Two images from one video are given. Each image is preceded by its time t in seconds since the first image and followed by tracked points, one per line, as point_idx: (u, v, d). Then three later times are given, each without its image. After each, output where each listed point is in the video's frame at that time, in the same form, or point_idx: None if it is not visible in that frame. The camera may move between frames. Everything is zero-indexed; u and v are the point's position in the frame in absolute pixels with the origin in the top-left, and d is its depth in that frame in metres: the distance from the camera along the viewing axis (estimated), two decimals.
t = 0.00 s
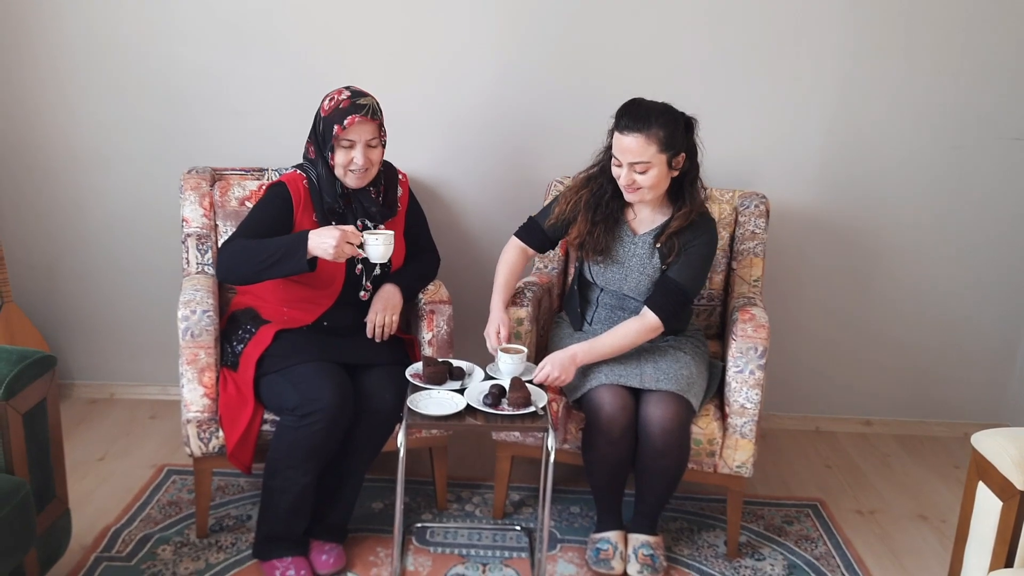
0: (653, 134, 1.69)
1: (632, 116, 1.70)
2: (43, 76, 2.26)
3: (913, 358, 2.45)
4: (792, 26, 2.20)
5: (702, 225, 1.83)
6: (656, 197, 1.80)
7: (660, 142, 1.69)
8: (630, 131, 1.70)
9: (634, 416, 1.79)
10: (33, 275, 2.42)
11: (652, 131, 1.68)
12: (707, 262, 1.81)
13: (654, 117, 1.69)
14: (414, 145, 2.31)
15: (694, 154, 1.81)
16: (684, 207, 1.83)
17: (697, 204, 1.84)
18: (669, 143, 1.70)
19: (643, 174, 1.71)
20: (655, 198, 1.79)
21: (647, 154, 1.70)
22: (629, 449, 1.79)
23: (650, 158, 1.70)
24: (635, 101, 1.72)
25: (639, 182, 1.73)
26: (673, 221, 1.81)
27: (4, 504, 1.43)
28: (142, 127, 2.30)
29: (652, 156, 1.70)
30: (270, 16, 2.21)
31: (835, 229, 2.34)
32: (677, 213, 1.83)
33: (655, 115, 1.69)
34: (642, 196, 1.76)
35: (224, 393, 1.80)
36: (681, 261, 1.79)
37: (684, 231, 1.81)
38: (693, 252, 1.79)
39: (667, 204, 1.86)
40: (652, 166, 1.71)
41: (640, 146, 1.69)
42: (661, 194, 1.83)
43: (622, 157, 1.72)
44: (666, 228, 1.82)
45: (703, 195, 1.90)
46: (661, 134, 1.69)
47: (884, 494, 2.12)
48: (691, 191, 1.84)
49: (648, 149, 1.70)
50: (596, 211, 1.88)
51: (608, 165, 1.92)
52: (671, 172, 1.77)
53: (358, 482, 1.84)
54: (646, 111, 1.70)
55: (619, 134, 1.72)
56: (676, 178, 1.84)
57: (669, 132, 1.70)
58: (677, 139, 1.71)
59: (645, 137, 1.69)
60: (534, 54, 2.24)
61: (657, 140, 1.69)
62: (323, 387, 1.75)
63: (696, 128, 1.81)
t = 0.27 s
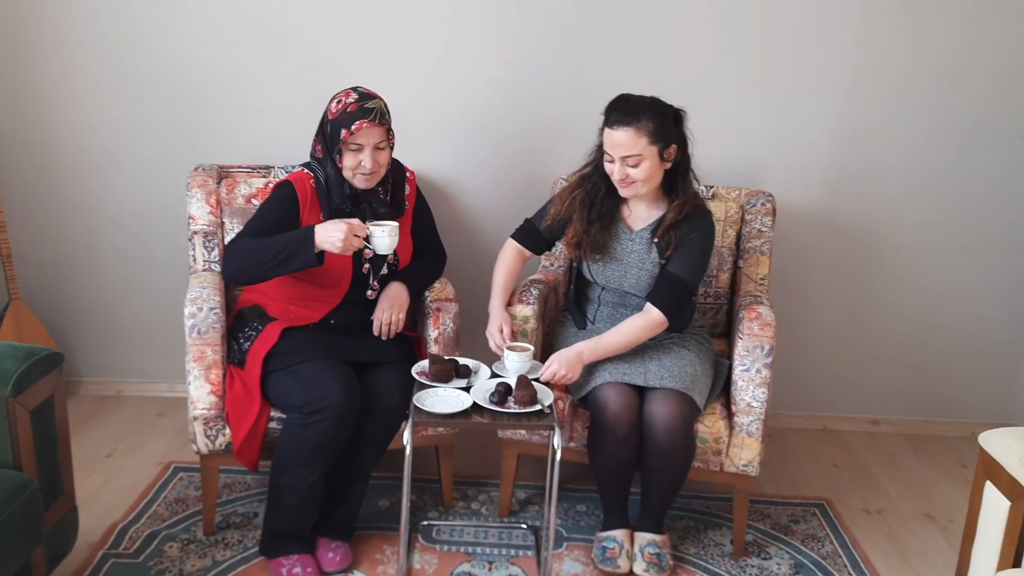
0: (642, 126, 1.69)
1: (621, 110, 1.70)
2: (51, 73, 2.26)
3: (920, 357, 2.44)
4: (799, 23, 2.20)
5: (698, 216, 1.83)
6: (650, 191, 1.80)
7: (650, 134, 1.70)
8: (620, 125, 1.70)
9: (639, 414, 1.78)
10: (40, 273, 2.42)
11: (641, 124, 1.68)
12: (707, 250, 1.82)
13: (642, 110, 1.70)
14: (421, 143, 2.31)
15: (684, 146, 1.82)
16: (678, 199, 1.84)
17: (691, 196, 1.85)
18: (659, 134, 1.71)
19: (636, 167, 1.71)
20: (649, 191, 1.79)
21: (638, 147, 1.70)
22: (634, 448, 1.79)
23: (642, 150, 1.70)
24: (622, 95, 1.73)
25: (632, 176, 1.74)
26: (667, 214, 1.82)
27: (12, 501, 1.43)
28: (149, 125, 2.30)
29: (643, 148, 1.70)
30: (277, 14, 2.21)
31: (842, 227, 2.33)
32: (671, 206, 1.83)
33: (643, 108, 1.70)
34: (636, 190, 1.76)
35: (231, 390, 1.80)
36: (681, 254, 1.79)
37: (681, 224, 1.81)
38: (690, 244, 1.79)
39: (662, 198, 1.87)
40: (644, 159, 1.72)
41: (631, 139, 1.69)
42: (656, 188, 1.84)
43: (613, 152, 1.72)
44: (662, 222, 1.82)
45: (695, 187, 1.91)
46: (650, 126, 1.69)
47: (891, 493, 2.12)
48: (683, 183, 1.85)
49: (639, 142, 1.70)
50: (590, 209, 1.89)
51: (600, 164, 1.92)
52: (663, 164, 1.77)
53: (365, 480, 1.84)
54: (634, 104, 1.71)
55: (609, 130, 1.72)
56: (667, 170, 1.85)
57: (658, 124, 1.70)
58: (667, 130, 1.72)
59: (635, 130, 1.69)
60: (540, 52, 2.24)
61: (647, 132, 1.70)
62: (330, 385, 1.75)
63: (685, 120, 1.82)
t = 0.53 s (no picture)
0: (639, 123, 1.69)
1: (616, 109, 1.70)
2: (58, 72, 2.26)
3: (928, 357, 2.43)
4: (807, 21, 2.19)
5: (698, 211, 1.82)
6: (650, 188, 1.79)
7: (647, 131, 1.69)
8: (617, 123, 1.70)
9: (646, 413, 1.78)
10: (47, 271, 2.42)
11: (637, 121, 1.68)
12: (710, 245, 1.80)
13: (637, 107, 1.69)
14: (428, 142, 2.30)
15: (682, 141, 1.81)
16: (678, 195, 1.83)
17: (691, 191, 1.83)
18: (656, 131, 1.70)
19: (634, 165, 1.70)
20: (649, 189, 1.78)
21: (636, 144, 1.69)
22: (642, 448, 1.78)
23: (639, 148, 1.70)
24: (617, 95, 1.72)
25: (631, 175, 1.73)
26: (667, 211, 1.81)
27: (18, 500, 1.42)
28: (156, 123, 2.30)
29: (641, 145, 1.70)
30: (283, 12, 2.21)
31: (850, 227, 2.33)
32: (671, 202, 1.82)
33: (638, 106, 1.69)
34: (636, 187, 1.75)
35: (239, 389, 1.80)
36: (683, 252, 1.78)
37: (682, 220, 1.80)
38: (693, 240, 1.78)
39: (662, 196, 1.86)
40: (642, 156, 1.71)
41: (628, 137, 1.69)
42: (656, 186, 1.83)
43: (611, 150, 1.72)
44: (663, 219, 1.82)
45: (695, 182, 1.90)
46: (645, 123, 1.68)
47: (899, 493, 2.11)
48: (682, 178, 1.84)
49: (636, 139, 1.69)
50: (591, 210, 1.88)
51: (600, 163, 1.92)
52: (662, 160, 1.76)
53: (372, 479, 1.84)
54: (629, 102, 1.70)
55: (606, 129, 1.72)
56: (666, 167, 1.84)
57: (654, 120, 1.70)
58: (663, 126, 1.71)
59: (632, 127, 1.68)
60: (547, 50, 2.23)
61: (644, 129, 1.69)
62: (337, 384, 1.75)
63: (681, 116, 1.81)
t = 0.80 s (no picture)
0: (640, 121, 1.68)
1: (617, 106, 1.69)
2: (63, 71, 2.26)
3: (935, 356, 2.43)
4: (815, 19, 2.18)
5: (702, 207, 1.81)
6: (652, 186, 1.77)
7: (648, 128, 1.68)
8: (618, 121, 1.68)
9: (653, 413, 1.77)
10: (52, 270, 2.42)
11: (638, 118, 1.67)
12: (714, 242, 1.79)
13: (638, 104, 1.68)
14: (434, 141, 2.30)
15: (683, 138, 1.80)
16: (680, 192, 1.82)
17: (693, 187, 1.82)
18: (657, 128, 1.69)
19: (637, 163, 1.69)
20: (651, 186, 1.77)
21: (637, 141, 1.68)
22: (649, 448, 1.78)
23: (641, 145, 1.69)
24: (617, 93, 1.71)
25: (634, 172, 1.72)
26: (670, 209, 1.80)
27: (25, 500, 1.42)
28: (162, 122, 2.29)
29: (642, 143, 1.69)
30: (289, 11, 2.20)
31: (857, 226, 2.32)
32: (674, 200, 1.81)
33: (638, 103, 1.68)
34: (639, 186, 1.74)
35: (245, 389, 1.79)
36: (687, 249, 1.77)
37: (685, 217, 1.79)
38: (696, 237, 1.77)
39: (665, 194, 1.85)
40: (644, 153, 1.70)
41: (629, 135, 1.67)
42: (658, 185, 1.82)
43: (613, 149, 1.71)
44: (665, 217, 1.81)
45: (697, 180, 1.89)
46: (647, 120, 1.68)
47: (907, 493, 2.11)
48: (684, 176, 1.83)
49: (638, 136, 1.68)
50: (593, 210, 1.88)
51: (601, 163, 1.91)
52: (664, 157, 1.75)
53: (379, 479, 1.83)
54: (629, 100, 1.69)
55: (607, 127, 1.71)
56: (668, 165, 1.83)
57: (655, 117, 1.69)
58: (664, 123, 1.70)
59: (633, 125, 1.67)
60: (554, 49, 2.22)
61: (645, 127, 1.68)
62: (344, 384, 1.74)
63: (681, 112, 1.80)
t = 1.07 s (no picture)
0: (646, 117, 1.67)
1: (623, 102, 1.68)
2: (67, 70, 2.25)
3: (942, 355, 2.42)
4: (823, 17, 2.17)
5: (708, 205, 1.80)
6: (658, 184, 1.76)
7: (655, 124, 1.67)
8: (624, 117, 1.68)
9: (660, 413, 1.77)
10: (57, 270, 2.42)
11: (645, 115, 1.66)
12: (722, 240, 1.79)
13: (644, 101, 1.68)
14: (439, 139, 2.29)
15: (689, 135, 1.80)
16: (685, 190, 1.81)
17: (698, 185, 1.82)
18: (664, 124, 1.68)
19: (643, 159, 1.68)
20: (657, 184, 1.76)
21: (644, 138, 1.67)
22: (656, 447, 1.77)
23: (647, 141, 1.68)
24: (624, 90, 1.71)
25: (639, 169, 1.71)
26: (676, 207, 1.80)
27: (30, 500, 1.40)
28: (166, 121, 2.28)
29: (649, 138, 1.68)
30: (294, 9, 2.19)
31: (865, 224, 2.31)
32: (680, 197, 1.81)
33: (645, 100, 1.68)
34: (644, 184, 1.73)
35: (250, 389, 1.79)
36: (694, 247, 1.76)
37: (691, 215, 1.79)
38: (703, 235, 1.77)
39: (670, 192, 1.84)
40: (650, 149, 1.69)
41: (636, 131, 1.67)
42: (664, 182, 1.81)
43: (618, 145, 1.70)
44: (672, 215, 1.80)
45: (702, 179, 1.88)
46: (653, 116, 1.67)
47: (915, 493, 2.10)
48: (690, 174, 1.82)
49: (644, 133, 1.67)
50: (598, 209, 1.87)
51: (606, 163, 1.90)
52: (669, 154, 1.75)
53: (385, 479, 1.83)
54: (636, 96, 1.68)
55: (613, 123, 1.70)
56: (673, 163, 1.82)
57: (661, 114, 1.68)
58: (670, 120, 1.69)
59: (640, 121, 1.67)
60: (560, 47, 2.21)
61: (651, 123, 1.67)
62: (350, 383, 1.73)
63: (688, 110, 1.79)
